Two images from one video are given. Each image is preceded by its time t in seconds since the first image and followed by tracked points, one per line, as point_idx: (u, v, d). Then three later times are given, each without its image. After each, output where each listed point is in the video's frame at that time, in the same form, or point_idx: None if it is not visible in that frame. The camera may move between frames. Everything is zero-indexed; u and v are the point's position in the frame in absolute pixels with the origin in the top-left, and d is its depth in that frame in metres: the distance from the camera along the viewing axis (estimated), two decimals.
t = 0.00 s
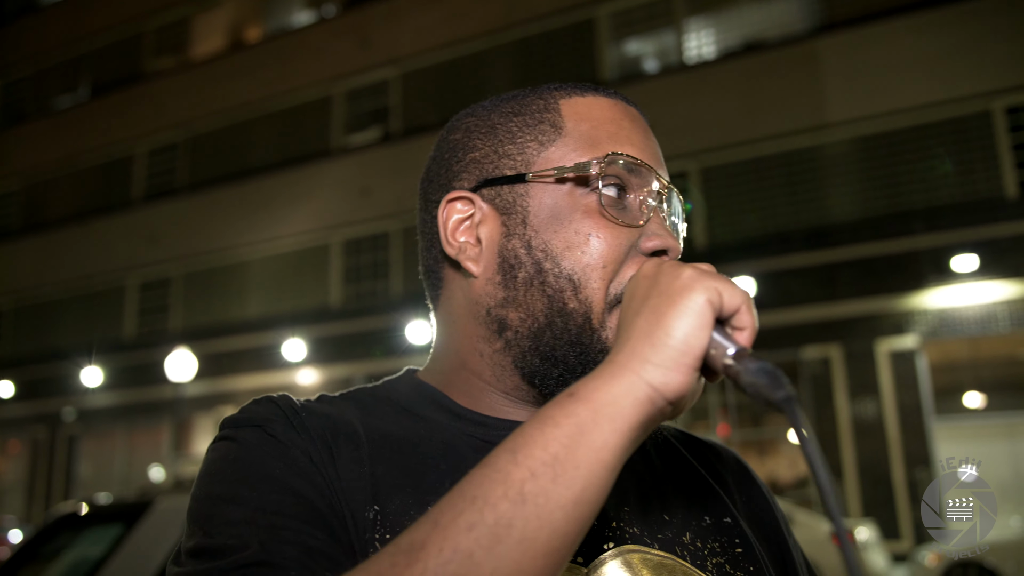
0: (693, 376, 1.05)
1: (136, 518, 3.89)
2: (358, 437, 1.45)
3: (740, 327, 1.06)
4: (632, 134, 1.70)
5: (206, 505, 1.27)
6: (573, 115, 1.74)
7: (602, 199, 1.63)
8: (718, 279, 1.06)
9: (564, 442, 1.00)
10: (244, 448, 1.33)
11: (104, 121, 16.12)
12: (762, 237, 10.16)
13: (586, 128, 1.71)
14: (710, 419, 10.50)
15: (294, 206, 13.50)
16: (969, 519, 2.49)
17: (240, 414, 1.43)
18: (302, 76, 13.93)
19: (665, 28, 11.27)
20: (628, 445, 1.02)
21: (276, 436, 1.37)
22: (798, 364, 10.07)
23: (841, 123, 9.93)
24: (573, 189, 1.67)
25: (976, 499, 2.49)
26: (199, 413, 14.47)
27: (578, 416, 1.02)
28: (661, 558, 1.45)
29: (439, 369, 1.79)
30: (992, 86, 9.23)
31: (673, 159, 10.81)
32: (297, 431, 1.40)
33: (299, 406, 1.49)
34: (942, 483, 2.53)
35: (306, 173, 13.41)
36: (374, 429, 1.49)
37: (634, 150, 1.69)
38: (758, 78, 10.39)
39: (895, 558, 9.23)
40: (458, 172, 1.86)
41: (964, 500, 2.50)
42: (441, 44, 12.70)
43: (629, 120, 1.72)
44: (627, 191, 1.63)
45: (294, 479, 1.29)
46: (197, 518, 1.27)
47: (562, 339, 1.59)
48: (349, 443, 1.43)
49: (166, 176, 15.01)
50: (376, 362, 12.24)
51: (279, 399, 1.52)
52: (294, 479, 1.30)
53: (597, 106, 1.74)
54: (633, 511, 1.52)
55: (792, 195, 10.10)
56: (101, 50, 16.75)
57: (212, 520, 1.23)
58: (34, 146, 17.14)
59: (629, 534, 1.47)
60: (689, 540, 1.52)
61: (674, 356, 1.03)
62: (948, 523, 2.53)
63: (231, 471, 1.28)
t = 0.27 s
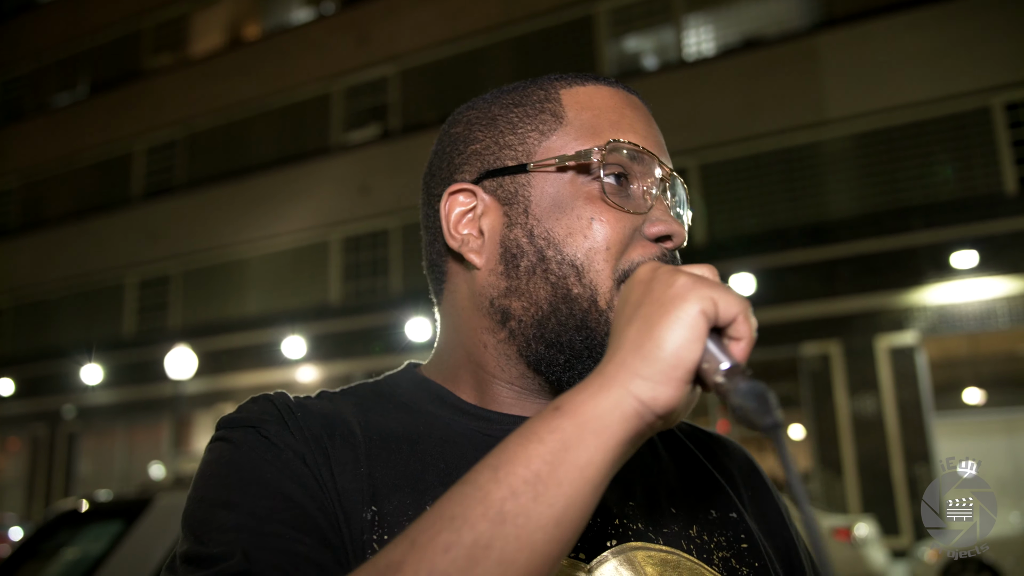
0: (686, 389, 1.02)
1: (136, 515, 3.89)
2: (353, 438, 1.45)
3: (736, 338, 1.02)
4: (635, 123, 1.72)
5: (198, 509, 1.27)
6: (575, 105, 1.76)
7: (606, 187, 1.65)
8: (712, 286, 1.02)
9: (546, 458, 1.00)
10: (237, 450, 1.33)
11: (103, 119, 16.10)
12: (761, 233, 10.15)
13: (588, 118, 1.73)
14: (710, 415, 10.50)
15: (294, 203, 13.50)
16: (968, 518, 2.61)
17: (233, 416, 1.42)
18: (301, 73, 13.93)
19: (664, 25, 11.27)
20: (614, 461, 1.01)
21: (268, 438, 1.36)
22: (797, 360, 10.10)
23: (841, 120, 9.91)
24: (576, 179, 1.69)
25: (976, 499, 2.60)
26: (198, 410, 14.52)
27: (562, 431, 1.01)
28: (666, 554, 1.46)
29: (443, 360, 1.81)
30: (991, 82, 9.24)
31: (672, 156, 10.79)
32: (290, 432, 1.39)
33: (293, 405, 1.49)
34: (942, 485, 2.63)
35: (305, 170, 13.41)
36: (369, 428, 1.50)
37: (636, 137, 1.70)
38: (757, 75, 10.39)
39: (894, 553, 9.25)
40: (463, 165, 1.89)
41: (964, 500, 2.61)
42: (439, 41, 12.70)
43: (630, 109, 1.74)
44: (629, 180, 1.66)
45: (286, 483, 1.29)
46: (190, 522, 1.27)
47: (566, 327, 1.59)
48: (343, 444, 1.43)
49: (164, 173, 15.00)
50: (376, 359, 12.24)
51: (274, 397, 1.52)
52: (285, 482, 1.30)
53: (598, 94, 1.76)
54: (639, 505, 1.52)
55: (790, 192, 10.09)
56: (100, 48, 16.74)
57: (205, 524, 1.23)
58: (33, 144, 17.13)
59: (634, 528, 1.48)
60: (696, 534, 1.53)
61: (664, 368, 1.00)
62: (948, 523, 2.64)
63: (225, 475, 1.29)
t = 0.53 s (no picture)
0: (646, 404, 0.99)
1: (136, 513, 3.89)
2: (337, 437, 1.47)
3: (701, 349, 0.98)
4: (616, 110, 1.73)
5: (185, 514, 1.29)
6: (555, 95, 1.77)
7: (587, 175, 1.65)
8: (674, 295, 0.98)
9: (499, 477, 1.00)
10: (224, 453, 1.36)
11: (102, 117, 16.09)
12: (761, 232, 10.13)
13: (569, 107, 1.74)
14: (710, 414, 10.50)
15: (293, 202, 13.50)
16: (968, 518, 2.64)
17: (221, 420, 1.46)
18: (301, 71, 13.92)
19: (664, 23, 11.26)
20: (570, 480, 1.01)
21: (253, 440, 1.39)
22: (798, 359, 10.15)
23: (840, 119, 9.92)
24: (557, 169, 1.69)
25: (976, 499, 2.63)
26: (199, 409, 14.54)
27: (516, 450, 1.00)
28: (654, 543, 1.46)
29: (434, 357, 1.83)
30: (990, 81, 9.24)
31: (673, 154, 10.78)
32: (274, 434, 1.42)
33: (282, 405, 1.52)
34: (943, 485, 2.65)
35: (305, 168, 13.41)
36: (355, 427, 1.52)
37: (617, 124, 1.71)
38: (757, 73, 10.40)
39: (894, 552, 9.24)
40: (447, 161, 1.90)
41: (964, 500, 2.64)
42: (439, 39, 12.69)
43: (612, 96, 1.75)
44: (611, 167, 1.66)
45: (267, 486, 1.31)
46: (179, 525, 1.29)
47: (551, 320, 1.60)
48: (327, 443, 1.45)
49: (164, 172, 14.99)
50: (375, 357, 12.23)
51: (266, 399, 1.55)
52: (266, 485, 1.32)
53: (578, 82, 1.78)
54: (629, 494, 1.53)
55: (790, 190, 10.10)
56: (100, 46, 16.73)
57: (189, 529, 1.25)
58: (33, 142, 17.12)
59: (622, 517, 1.48)
60: (690, 521, 1.53)
61: (622, 385, 0.97)
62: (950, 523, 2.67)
63: (211, 480, 1.31)
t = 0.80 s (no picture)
0: (619, 395, 0.98)
1: (133, 511, 3.90)
2: (334, 436, 1.47)
3: (673, 334, 0.96)
4: (589, 87, 1.71)
5: (183, 515, 1.30)
6: (525, 79, 1.78)
7: (559, 159, 1.64)
8: (639, 280, 0.96)
9: (470, 480, 1.00)
10: (221, 454, 1.36)
11: (99, 115, 16.07)
12: (759, 228, 10.15)
13: (538, 91, 1.74)
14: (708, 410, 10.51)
15: (291, 199, 13.49)
16: (968, 518, 2.68)
17: (217, 419, 1.46)
18: (299, 69, 13.90)
19: (662, 20, 11.22)
20: (545, 478, 1.01)
21: (250, 441, 1.39)
22: (795, 355, 10.13)
23: (837, 115, 9.93)
24: (530, 156, 1.69)
25: (975, 499, 2.65)
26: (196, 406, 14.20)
27: (487, 451, 1.01)
28: (659, 545, 1.46)
29: (426, 353, 1.85)
30: (987, 77, 9.24)
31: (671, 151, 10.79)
32: (270, 434, 1.42)
33: (278, 403, 1.53)
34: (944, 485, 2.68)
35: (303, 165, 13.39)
36: (352, 425, 1.52)
37: (589, 102, 1.69)
38: (754, 70, 10.40)
39: (891, 548, 9.26)
40: (429, 156, 1.93)
41: (964, 500, 2.67)
42: (437, 36, 12.68)
43: (584, 73, 1.74)
44: (585, 148, 1.64)
45: (263, 489, 1.32)
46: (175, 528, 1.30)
47: (528, 313, 1.60)
48: (323, 442, 1.46)
49: (161, 169, 14.96)
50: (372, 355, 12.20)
51: (262, 397, 1.56)
52: (263, 488, 1.32)
53: (549, 61, 1.78)
54: (632, 494, 1.53)
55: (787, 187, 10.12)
56: (96, 44, 16.70)
57: (185, 533, 1.25)
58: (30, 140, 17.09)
59: (626, 519, 1.49)
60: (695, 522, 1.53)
61: (591, 378, 0.96)
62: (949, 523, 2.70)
63: (208, 482, 1.31)
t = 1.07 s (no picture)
0: (647, 411, 0.97)
1: (132, 514, 3.89)
2: (342, 437, 1.47)
3: (706, 350, 0.94)
4: (596, 84, 1.71)
5: (185, 517, 1.29)
6: (530, 73, 1.78)
7: (566, 156, 1.64)
8: (674, 294, 0.95)
9: (494, 493, 1.00)
10: (225, 455, 1.36)
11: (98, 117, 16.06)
12: (759, 229, 10.15)
13: (542, 86, 1.74)
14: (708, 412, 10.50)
15: (290, 201, 13.49)
16: (968, 518, 2.69)
17: (221, 417, 1.46)
18: (297, 70, 13.89)
19: (661, 22, 11.22)
20: (570, 493, 1.00)
21: (255, 440, 1.39)
22: (794, 357, 10.16)
23: (836, 116, 9.93)
24: (536, 153, 1.69)
25: (975, 499, 2.66)
26: (196, 409, 14.43)
27: (512, 463, 1.00)
28: (670, 553, 1.47)
29: (432, 355, 1.85)
30: (986, 78, 9.24)
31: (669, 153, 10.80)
32: (276, 434, 1.42)
33: (285, 402, 1.53)
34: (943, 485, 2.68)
35: (302, 167, 13.39)
36: (359, 426, 1.52)
37: (594, 98, 1.69)
38: (753, 72, 10.42)
39: (891, 549, 9.26)
40: (433, 154, 1.93)
41: (963, 501, 2.68)
42: (436, 38, 12.68)
43: (589, 67, 1.74)
44: (592, 146, 1.64)
45: (269, 491, 1.31)
46: (178, 529, 1.29)
47: (536, 311, 1.58)
48: (331, 443, 1.46)
49: (160, 171, 14.95)
50: (371, 357, 12.17)
51: (267, 394, 1.56)
52: (269, 490, 1.31)
53: (554, 56, 1.78)
54: (645, 502, 1.54)
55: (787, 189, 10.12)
56: (95, 46, 16.70)
57: (188, 535, 1.25)
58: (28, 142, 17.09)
59: (638, 527, 1.49)
60: (706, 529, 1.54)
61: (621, 392, 0.95)
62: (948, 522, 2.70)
63: (210, 483, 1.31)
